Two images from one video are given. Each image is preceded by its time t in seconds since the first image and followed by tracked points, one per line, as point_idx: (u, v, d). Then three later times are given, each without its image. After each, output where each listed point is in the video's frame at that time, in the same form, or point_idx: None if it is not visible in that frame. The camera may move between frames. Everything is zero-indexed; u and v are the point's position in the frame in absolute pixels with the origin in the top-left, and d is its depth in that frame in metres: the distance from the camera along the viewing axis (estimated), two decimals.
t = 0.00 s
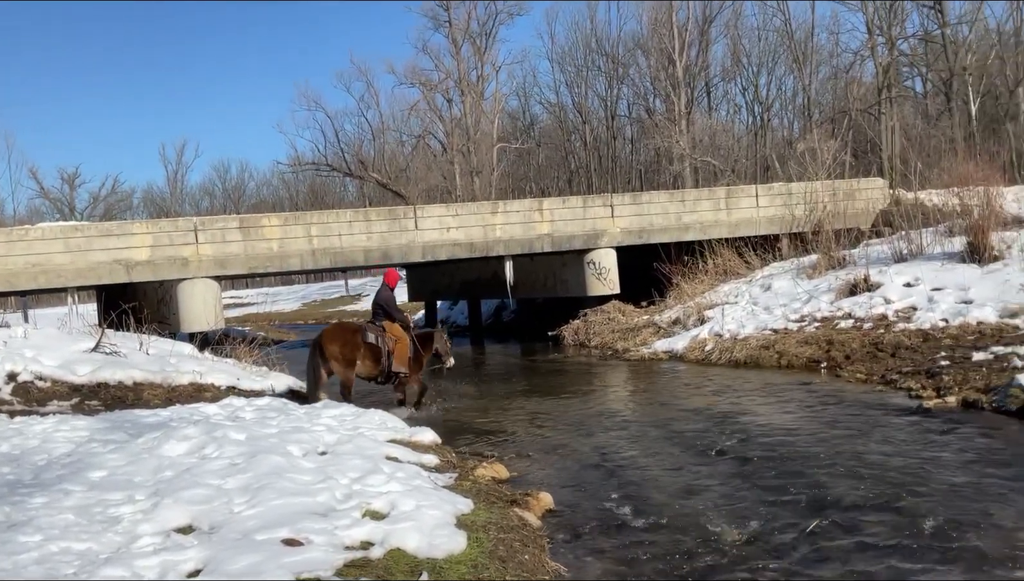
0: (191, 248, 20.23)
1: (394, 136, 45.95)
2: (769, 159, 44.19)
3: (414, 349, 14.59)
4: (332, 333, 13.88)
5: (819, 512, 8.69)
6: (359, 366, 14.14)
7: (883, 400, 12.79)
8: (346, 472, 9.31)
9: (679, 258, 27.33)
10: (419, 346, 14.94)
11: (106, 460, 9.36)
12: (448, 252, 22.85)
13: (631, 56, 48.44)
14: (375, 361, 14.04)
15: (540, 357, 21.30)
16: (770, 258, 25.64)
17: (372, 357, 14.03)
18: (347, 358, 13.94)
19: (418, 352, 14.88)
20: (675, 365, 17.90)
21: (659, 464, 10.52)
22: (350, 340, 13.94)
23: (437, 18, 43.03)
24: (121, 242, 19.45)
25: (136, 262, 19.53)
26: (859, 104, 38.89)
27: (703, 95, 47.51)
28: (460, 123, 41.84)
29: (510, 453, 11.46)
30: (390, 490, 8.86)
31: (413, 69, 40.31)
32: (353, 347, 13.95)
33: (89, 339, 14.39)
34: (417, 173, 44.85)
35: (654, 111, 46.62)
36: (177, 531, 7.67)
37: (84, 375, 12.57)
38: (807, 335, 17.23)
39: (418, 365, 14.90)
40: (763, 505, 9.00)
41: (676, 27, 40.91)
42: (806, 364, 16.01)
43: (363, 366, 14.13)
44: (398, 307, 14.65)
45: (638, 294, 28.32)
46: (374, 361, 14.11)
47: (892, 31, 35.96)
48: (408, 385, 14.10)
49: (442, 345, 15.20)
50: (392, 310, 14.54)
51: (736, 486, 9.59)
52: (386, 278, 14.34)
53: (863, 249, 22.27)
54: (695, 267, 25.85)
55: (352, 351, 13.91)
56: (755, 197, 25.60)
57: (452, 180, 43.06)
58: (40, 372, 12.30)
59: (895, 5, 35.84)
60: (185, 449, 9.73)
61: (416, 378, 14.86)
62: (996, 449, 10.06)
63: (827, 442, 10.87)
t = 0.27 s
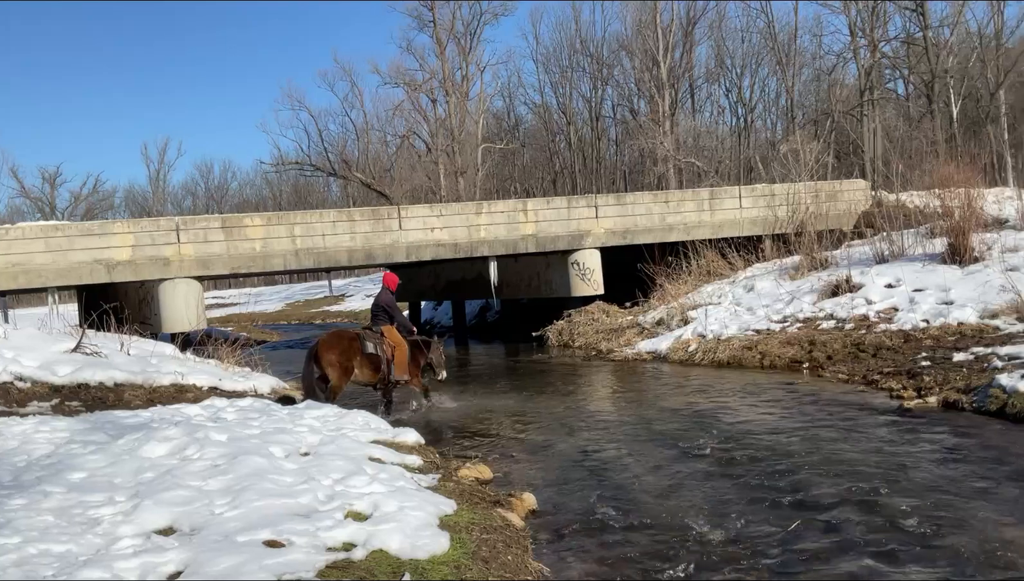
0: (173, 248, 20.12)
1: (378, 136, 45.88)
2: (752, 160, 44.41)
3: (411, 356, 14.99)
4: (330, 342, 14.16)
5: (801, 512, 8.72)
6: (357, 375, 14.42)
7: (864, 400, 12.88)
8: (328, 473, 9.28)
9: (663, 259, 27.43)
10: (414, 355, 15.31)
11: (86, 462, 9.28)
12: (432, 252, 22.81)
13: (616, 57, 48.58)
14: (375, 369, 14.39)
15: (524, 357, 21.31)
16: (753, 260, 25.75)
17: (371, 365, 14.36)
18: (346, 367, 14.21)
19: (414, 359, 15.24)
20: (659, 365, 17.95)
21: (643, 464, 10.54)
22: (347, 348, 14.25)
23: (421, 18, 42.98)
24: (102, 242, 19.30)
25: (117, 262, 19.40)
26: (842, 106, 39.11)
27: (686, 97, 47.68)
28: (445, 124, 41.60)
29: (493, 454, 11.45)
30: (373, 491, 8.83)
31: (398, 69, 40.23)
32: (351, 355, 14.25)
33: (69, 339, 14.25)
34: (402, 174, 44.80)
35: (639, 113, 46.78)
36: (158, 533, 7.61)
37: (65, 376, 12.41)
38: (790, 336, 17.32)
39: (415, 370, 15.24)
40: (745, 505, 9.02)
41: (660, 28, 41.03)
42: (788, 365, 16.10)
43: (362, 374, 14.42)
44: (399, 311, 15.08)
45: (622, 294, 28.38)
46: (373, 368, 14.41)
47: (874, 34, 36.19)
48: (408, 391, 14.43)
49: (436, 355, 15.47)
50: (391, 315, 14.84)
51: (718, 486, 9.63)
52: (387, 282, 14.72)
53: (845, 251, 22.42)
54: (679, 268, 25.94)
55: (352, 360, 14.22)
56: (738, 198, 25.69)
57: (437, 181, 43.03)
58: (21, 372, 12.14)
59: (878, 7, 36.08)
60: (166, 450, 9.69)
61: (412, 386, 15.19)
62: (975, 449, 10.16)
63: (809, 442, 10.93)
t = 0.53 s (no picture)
0: (150, 248, 19.97)
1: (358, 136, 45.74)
2: (731, 162, 44.57)
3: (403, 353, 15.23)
4: (324, 341, 14.47)
5: (778, 512, 8.78)
6: (352, 374, 14.76)
7: (840, 400, 13.00)
8: (307, 474, 9.26)
9: (643, 259, 27.53)
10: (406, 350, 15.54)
11: (61, 463, 9.20)
12: (411, 253, 22.76)
13: (596, 58, 48.65)
14: (369, 368, 14.71)
15: (504, 358, 21.32)
16: (732, 261, 25.87)
17: (364, 364, 14.67)
18: (340, 366, 14.52)
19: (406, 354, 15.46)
20: (638, 365, 18.03)
21: (620, 465, 10.59)
22: (342, 349, 14.56)
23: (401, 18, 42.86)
24: (78, 242, 19.12)
25: (93, 263, 19.22)
26: (820, 109, 39.32)
27: (666, 99, 47.80)
28: (425, 124, 41.41)
29: (472, 454, 11.47)
30: (351, 492, 8.81)
31: (378, 68, 40.08)
32: (345, 355, 14.56)
33: (44, 340, 14.11)
34: (382, 174, 44.69)
35: (619, 114, 46.89)
36: (133, 535, 7.56)
37: (40, 377, 12.27)
38: (768, 336, 17.44)
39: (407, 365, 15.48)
40: (723, 505, 9.08)
41: (641, 30, 41.08)
42: (766, 365, 16.22)
43: (356, 373, 14.74)
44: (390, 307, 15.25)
45: (602, 295, 28.45)
46: (366, 367, 14.74)
47: (852, 36, 36.40)
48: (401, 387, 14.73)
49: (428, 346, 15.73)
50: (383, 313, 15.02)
51: (696, 485, 9.69)
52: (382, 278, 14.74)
53: (822, 252, 22.58)
54: (658, 269, 26.03)
55: (345, 360, 14.54)
56: (717, 200, 25.80)
57: (418, 181, 42.93)
58: None
59: (855, 11, 36.30)
60: (143, 452, 9.64)
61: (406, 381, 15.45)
62: (949, 449, 10.29)
63: (786, 441, 11.03)
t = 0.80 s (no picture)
0: (130, 248, 19.84)
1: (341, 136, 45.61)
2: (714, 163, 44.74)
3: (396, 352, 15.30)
4: (320, 340, 14.31)
5: (758, 512, 8.83)
6: (345, 373, 14.64)
7: (821, 401, 13.09)
8: (287, 476, 9.23)
9: (626, 260, 27.61)
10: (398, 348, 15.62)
11: (38, 465, 9.11)
12: (394, 253, 22.73)
13: (579, 59, 48.77)
14: (364, 368, 14.65)
15: (487, 358, 21.32)
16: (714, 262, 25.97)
17: (360, 363, 14.59)
18: (335, 366, 14.41)
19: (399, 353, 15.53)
20: (621, 366, 18.09)
21: (602, 465, 10.61)
22: (337, 348, 14.45)
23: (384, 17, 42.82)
24: (57, 241, 18.95)
25: (73, 263, 19.07)
26: (801, 110, 39.58)
27: (649, 100, 47.98)
28: (409, 124, 41.41)
29: (455, 455, 11.47)
30: (332, 494, 8.78)
31: (361, 68, 40.01)
32: (340, 354, 14.46)
33: (22, 341, 13.94)
34: (365, 174, 44.57)
35: (603, 115, 47.03)
36: (112, 537, 7.49)
37: (18, 377, 12.07)
38: (749, 337, 17.53)
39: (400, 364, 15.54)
40: (704, 505, 9.12)
41: (624, 31, 41.18)
42: (748, 366, 16.30)
43: (350, 373, 14.63)
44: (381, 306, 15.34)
45: (585, 296, 28.49)
46: (360, 367, 14.68)
47: (833, 39, 36.64)
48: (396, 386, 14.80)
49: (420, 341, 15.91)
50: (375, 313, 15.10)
51: (677, 486, 9.73)
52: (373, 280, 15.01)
53: (803, 254, 22.72)
54: (641, 270, 26.10)
55: (340, 360, 14.42)
56: (699, 201, 25.91)
57: (401, 181, 42.85)
58: None
59: (837, 13, 36.54)
60: (122, 453, 9.58)
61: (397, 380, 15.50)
62: (927, 449, 10.38)
63: (766, 442, 11.10)
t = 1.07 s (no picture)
0: (111, 248, 19.72)
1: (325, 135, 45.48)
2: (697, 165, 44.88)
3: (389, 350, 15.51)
4: (316, 341, 14.46)
5: (740, 512, 8.86)
6: (342, 373, 14.81)
7: (804, 401, 13.16)
8: (270, 477, 9.19)
9: (610, 261, 27.70)
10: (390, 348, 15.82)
11: (17, 467, 9.03)
12: (378, 254, 22.69)
13: (564, 60, 48.84)
14: (359, 365, 14.84)
15: (471, 359, 21.31)
16: (698, 263, 26.04)
17: (355, 362, 14.77)
18: (332, 366, 14.56)
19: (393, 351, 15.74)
20: (605, 367, 18.14)
21: (585, 466, 10.63)
22: (333, 348, 14.61)
23: (368, 17, 42.71)
24: (38, 241, 18.79)
25: (53, 263, 18.91)
26: (785, 112, 39.79)
27: (634, 101, 48.12)
28: (393, 124, 41.40)
29: (438, 456, 11.47)
30: (315, 496, 8.75)
31: (345, 68, 39.90)
32: (336, 354, 14.61)
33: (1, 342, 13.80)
34: (349, 174, 44.43)
35: (587, 116, 47.13)
36: (91, 540, 7.42)
37: None
38: (733, 337, 17.62)
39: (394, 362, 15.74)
40: (687, 505, 9.15)
41: (609, 32, 41.26)
42: (731, 366, 16.39)
43: (346, 372, 14.79)
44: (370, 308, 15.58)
45: (570, 296, 28.52)
46: (356, 365, 14.87)
47: (816, 41, 36.84)
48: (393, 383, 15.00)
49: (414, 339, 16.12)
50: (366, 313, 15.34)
51: (661, 487, 9.76)
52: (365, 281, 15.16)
53: (786, 255, 22.84)
54: (625, 271, 26.17)
55: (336, 360, 14.58)
56: (683, 202, 26.01)
57: (386, 181, 42.77)
58: None
59: (820, 16, 36.74)
60: (103, 455, 9.52)
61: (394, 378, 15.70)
62: (908, 448, 10.48)
63: (749, 442, 11.16)
